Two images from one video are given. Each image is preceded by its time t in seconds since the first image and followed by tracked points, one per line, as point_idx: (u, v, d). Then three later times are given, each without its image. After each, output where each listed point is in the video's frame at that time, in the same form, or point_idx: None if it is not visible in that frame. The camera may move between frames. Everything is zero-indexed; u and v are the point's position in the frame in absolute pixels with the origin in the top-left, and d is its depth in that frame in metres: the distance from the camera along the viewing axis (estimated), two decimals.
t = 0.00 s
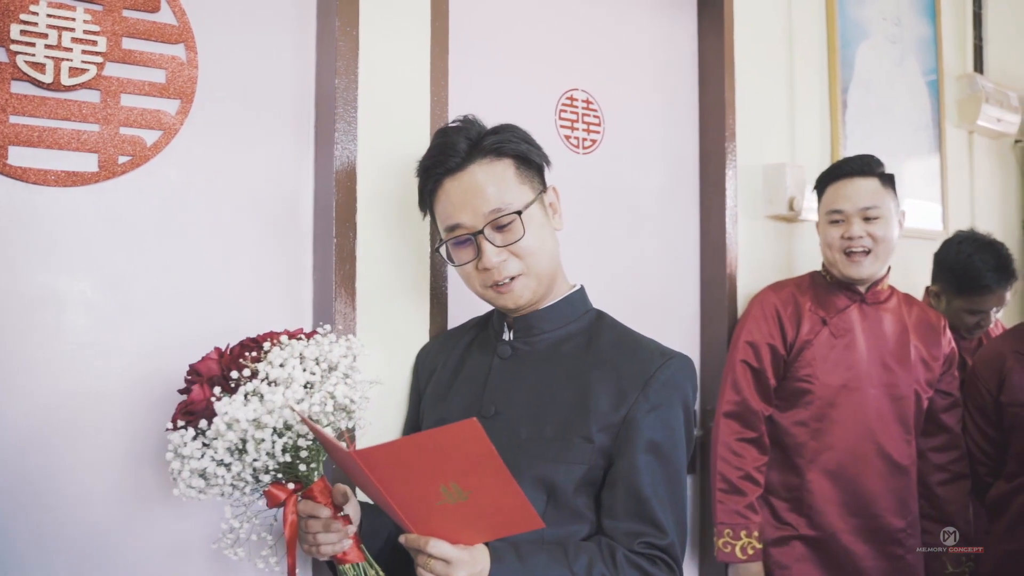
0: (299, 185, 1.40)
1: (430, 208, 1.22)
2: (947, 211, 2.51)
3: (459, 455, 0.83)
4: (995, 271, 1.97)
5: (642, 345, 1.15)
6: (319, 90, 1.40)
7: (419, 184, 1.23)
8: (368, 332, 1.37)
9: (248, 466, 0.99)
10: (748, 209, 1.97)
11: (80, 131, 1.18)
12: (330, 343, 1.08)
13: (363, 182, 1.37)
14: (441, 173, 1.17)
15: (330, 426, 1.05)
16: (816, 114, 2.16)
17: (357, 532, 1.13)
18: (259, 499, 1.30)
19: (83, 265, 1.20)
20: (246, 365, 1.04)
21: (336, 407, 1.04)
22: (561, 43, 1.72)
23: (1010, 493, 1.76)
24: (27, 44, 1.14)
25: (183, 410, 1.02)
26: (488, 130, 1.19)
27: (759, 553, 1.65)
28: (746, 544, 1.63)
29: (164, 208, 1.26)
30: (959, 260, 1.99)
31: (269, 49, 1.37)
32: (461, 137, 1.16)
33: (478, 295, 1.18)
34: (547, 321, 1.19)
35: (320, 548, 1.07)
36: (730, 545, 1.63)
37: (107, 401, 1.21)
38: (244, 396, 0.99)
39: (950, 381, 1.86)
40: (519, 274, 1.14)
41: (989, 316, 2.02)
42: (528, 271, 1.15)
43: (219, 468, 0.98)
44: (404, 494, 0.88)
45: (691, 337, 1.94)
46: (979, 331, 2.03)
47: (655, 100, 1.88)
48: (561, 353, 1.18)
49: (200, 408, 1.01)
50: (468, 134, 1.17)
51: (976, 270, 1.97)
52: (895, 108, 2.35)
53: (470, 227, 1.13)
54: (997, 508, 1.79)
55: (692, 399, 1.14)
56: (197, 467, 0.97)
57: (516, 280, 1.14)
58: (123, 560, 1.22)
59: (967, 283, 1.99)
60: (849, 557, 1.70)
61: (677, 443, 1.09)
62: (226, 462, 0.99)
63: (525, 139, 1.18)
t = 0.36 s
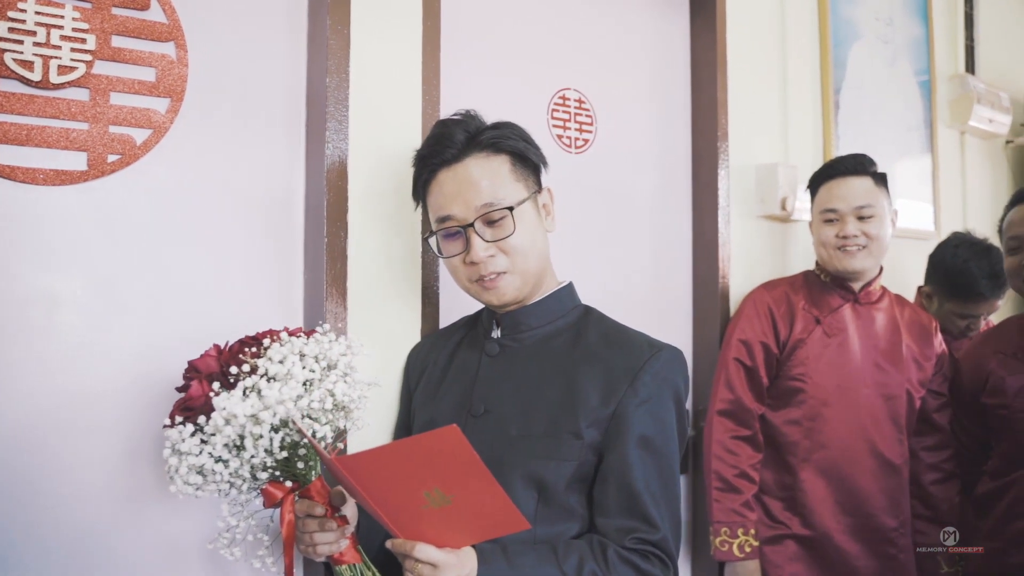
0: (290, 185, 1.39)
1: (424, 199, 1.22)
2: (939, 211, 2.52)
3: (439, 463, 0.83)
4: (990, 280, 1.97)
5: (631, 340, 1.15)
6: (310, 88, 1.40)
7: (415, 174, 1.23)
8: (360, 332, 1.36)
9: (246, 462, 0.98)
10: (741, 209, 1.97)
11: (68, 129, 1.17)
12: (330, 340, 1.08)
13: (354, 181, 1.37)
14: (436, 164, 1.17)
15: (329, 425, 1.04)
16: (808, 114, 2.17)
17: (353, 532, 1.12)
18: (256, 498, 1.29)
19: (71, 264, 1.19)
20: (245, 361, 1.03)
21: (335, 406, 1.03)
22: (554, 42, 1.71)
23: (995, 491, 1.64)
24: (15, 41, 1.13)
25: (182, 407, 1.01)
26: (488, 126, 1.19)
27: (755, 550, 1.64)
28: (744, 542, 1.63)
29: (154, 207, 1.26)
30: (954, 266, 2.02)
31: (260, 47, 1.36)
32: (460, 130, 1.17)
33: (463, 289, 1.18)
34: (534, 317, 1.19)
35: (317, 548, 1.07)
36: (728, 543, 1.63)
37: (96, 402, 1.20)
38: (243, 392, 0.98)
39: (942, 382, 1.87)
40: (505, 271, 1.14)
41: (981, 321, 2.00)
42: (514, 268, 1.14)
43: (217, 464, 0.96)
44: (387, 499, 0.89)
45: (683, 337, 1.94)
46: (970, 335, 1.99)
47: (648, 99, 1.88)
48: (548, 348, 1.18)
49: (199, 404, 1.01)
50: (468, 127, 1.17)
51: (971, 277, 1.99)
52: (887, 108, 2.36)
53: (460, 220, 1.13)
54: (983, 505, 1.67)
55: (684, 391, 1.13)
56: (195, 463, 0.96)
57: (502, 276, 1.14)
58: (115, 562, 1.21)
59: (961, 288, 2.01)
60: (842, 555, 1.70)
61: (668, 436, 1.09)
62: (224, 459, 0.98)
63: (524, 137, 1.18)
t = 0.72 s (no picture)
0: (288, 183, 1.38)
1: (429, 183, 1.21)
2: (939, 211, 2.51)
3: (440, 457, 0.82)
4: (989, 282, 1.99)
5: (631, 340, 1.14)
6: (308, 87, 1.39)
7: (422, 158, 1.23)
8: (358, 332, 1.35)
9: (247, 455, 0.97)
10: (742, 209, 1.96)
11: (65, 128, 1.16)
12: (333, 335, 1.07)
13: (353, 180, 1.36)
14: (445, 148, 1.17)
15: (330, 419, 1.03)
16: (809, 113, 2.16)
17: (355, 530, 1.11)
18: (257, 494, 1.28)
19: (67, 265, 1.18)
20: (248, 352, 1.02)
21: (336, 400, 1.03)
22: (554, 41, 1.71)
23: (997, 491, 1.75)
24: (10, 39, 1.12)
25: (183, 399, 1.00)
26: (503, 119, 1.19)
27: (756, 552, 1.64)
28: (744, 544, 1.62)
29: (150, 207, 1.24)
30: (958, 266, 2.01)
31: (258, 45, 1.35)
32: (476, 117, 1.17)
33: (456, 277, 1.17)
34: (534, 317, 1.18)
35: (318, 545, 1.05)
36: (728, 545, 1.62)
37: (92, 403, 1.19)
38: (244, 383, 0.98)
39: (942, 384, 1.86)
40: (500, 263, 1.12)
41: (982, 322, 2.00)
42: (509, 261, 1.13)
43: (217, 456, 0.96)
44: (384, 492, 0.87)
45: (684, 337, 1.93)
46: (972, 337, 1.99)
47: (648, 98, 1.87)
48: (547, 349, 1.17)
49: (201, 396, 0.99)
50: (483, 115, 1.17)
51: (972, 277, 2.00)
52: (887, 107, 2.35)
53: (461, 205, 1.13)
54: (988, 504, 1.78)
55: (684, 393, 1.13)
56: (196, 455, 0.95)
57: (496, 267, 1.13)
58: (114, 563, 1.20)
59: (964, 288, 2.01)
60: (844, 558, 1.70)
61: (668, 440, 1.07)
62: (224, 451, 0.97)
63: (536, 134, 1.17)
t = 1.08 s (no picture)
0: (282, 181, 1.37)
1: (439, 168, 1.18)
2: (940, 210, 2.50)
3: (498, 416, 0.78)
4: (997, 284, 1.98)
5: (627, 339, 1.11)
6: (303, 82, 1.37)
7: (433, 142, 1.19)
8: (354, 332, 1.34)
9: (229, 460, 0.95)
10: (741, 207, 1.95)
11: (56, 124, 1.15)
12: (309, 335, 1.07)
13: (348, 177, 1.34)
14: (465, 131, 1.14)
15: (311, 420, 1.02)
16: (809, 111, 2.15)
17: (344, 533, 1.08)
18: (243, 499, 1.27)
19: (58, 263, 1.17)
20: (223, 356, 1.01)
21: (315, 400, 1.02)
22: (552, 37, 1.69)
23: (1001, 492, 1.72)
24: None
25: (160, 407, 0.98)
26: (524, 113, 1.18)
27: (758, 553, 1.62)
28: (747, 546, 1.61)
29: (142, 205, 1.23)
30: (966, 266, 2.00)
31: (253, 41, 1.34)
32: (502, 105, 1.15)
33: (459, 266, 1.13)
34: (532, 316, 1.17)
35: (306, 548, 1.01)
36: (731, 547, 1.60)
37: (83, 403, 1.18)
38: (221, 387, 0.96)
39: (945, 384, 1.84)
40: (513, 252, 1.10)
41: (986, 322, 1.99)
42: (522, 252, 1.11)
43: (198, 462, 0.94)
44: (420, 457, 0.81)
45: (683, 337, 1.91)
46: (975, 337, 1.99)
47: (648, 95, 1.86)
48: (542, 348, 1.16)
49: (179, 403, 0.97)
50: (511, 106, 1.15)
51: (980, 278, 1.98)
52: (888, 105, 2.34)
53: (482, 190, 1.10)
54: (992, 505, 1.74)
55: (681, 394, 1.10)
56: (176, 462, 0.93)
57: (507, 257, 1.10)
58: (107, 564, 1.19)
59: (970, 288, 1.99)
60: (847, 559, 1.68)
61: (664, 438, 1.05)
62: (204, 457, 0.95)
63: (555, 133, 1.17)
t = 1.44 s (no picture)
0: (278, 179, 1.36)
1: (444, 160, 1.17)
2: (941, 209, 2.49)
3: (501, 396, 0.76)
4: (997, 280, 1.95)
5: (624, 339, 1.10)
6: (299, 79, 1.36)
7: (439, 134, 1.18)
8: (349, 330, 1.33)
9: (224, 454, 0.94)
10: (741, 205, 1.94)
11: (48, 121, 1.14)
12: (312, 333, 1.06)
13: (345, 175, 1.33)
14: (471, 126, 1.13)
15: (310, 419, 1.01)
16: (809, 110, 2.14)
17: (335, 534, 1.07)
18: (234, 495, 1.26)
19: (50, 261, 1.15)
20: (225, 349, 1.01)
21: (315, 399, 1.01)
22: (550, 35, 1.68)
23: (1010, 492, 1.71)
24: None
25: (158, 397, 0.97)
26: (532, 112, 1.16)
27: (756, 551, 1.61)
28: (744, 543, 1.60)
29: (136, 202, 1.22)
30: (965, 264, 1.98)
31: (248, 38, 1.33)
32: (511, 103, 1.13)
33: (457, 259, 1.12)
34: (530, 315, 1.15)
35: (295, 549, 1.00)
36: (727, 544, 1.59)
37: (77, 402, 1.17)
38: (221, 380, 0.96)
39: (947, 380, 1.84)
40: (512, 249, 1.09)
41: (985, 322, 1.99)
42: (521, 249, 1.10)
43: (192, 454, 0.93)
44: (419, 441, 0.79)
45: (682, 336, 1.90)
46: (976, 335, 1.99)
47: (647, 93, 1.85)
48: (538, 347, 1.14)
49: (177, 394, 0.96)
50: (519, 104, 1.14)
51: (981, 275, 1.96)
52: (888, 104, 2.33)
53: (484, 186, 1.09)
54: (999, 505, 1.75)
55: (677, 396, 1.09)
56: (170, 454, 0.92)
57: (506, 253, 1.09)
58: (100, 563, 1.18)
59: (971, 287, 1.97)
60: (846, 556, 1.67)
61: (658, 438, 1.03)
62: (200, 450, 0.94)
63: (562, 134, 1.16)
